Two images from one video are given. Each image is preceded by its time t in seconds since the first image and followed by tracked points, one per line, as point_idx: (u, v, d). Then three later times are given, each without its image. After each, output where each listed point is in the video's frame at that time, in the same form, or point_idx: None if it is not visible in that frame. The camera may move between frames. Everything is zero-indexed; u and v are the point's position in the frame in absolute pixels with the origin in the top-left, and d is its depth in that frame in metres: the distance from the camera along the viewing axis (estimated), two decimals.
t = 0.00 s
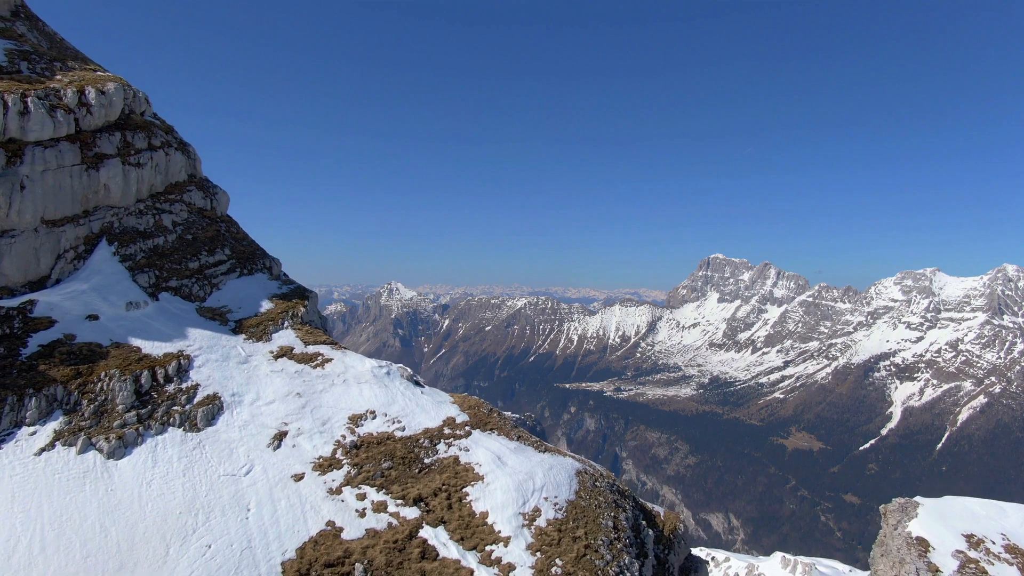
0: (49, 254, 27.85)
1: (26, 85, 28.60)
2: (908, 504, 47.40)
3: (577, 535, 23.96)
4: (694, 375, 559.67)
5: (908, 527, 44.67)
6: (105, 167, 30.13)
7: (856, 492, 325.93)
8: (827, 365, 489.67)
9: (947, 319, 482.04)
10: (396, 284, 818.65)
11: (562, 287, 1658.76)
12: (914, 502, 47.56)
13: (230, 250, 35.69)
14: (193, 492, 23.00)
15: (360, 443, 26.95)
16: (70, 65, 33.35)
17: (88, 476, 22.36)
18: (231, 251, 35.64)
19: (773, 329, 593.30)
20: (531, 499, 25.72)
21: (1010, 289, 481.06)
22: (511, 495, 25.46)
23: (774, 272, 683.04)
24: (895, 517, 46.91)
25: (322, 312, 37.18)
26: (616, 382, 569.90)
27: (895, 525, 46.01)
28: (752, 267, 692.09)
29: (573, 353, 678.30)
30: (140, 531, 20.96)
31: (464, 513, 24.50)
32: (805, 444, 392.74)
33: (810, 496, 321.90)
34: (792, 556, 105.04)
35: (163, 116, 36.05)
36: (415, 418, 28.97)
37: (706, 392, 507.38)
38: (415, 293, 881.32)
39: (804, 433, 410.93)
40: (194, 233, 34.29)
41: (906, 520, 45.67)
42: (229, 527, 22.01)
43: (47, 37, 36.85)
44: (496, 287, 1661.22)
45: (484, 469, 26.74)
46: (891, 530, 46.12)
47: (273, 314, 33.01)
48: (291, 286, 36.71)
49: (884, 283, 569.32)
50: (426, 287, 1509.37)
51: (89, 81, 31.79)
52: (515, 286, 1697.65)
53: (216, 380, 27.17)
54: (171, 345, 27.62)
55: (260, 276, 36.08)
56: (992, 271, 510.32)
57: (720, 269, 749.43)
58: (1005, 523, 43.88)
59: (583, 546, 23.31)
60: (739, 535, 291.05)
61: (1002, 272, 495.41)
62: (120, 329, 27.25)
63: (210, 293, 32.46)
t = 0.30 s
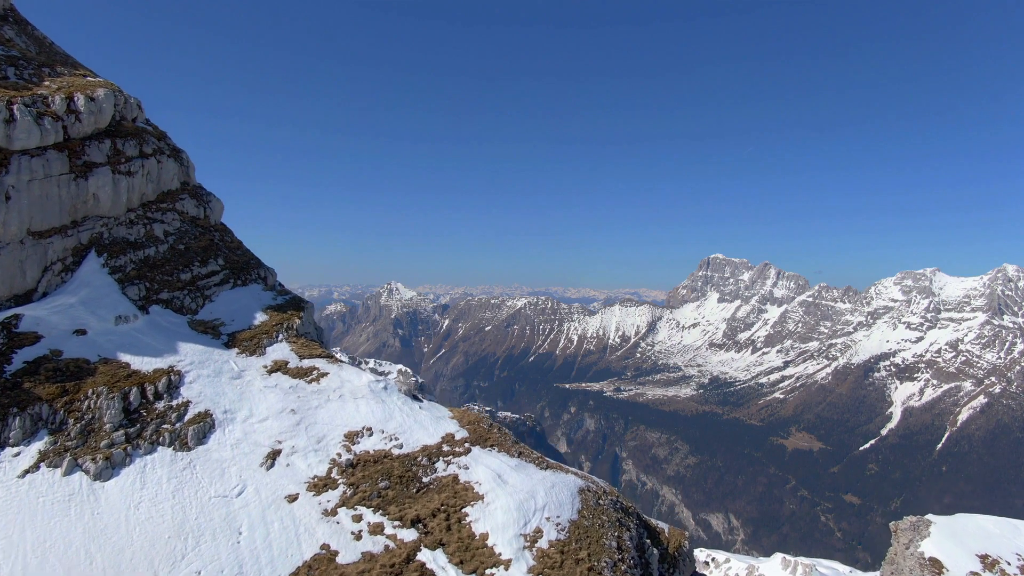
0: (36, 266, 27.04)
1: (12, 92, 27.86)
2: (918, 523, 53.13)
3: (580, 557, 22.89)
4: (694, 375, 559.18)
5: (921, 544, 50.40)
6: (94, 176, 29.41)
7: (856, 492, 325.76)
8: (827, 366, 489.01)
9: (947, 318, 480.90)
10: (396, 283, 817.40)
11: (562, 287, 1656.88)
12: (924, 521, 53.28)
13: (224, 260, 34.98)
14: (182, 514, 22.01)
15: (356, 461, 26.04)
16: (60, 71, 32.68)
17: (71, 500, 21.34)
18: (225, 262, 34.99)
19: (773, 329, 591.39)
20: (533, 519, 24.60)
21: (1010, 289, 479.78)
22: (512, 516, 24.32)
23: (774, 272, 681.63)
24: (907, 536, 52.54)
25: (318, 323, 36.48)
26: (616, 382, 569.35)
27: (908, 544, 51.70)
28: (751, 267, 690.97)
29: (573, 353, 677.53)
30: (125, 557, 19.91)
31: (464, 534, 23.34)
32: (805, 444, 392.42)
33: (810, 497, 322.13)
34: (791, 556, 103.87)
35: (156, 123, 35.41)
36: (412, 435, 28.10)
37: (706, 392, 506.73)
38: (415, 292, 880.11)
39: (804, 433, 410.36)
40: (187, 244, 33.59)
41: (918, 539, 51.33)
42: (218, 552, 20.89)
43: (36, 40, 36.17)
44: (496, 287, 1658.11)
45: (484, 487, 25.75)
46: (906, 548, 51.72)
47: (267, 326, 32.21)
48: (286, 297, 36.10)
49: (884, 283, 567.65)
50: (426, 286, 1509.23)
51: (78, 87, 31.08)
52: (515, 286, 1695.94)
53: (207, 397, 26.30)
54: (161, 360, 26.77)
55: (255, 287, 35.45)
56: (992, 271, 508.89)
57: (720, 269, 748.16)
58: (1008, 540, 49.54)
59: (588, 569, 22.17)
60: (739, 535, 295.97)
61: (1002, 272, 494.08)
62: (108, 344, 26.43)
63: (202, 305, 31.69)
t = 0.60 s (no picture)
0: (20, 281, 26.17)
1: None
2: (935, 545, 53.41)
3: None
4: (694, 375, 558.78)
5: (935, 566, 50.80)
6: (81, 187, 28.72)
7: (856, 492, 325.84)
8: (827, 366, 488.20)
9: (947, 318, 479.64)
10: (396, 283, 816.26)
11: (562, 287, 1656.86)
12: (940, 544, 53.56)
13: (216, 272, 34.19)
14: (170, 543, 20.80)
15: (352, 484, 25.02)
16: (46, 78, 32.11)
17: (53, 528, 20.23)
18: (219, 274, 34.29)
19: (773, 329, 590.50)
20: (535, 543, 23.56)
21: (1010, 289, 478.97)
22: (514, 541, 23.17)
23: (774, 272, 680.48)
24: (922, 558, 52.91)
25: (313, 336, 35.57)
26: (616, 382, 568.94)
27: (923, 565, 52.04)
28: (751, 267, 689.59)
29: (573, 353, 676.95)
30: None
31: (463, 561, 22.23)
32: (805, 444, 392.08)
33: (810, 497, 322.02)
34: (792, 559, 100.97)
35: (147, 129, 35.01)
36: (409, 455, 27.13)
37: (706, 392, 506.04)
38: (415, 292, 879.08)
39: (804, 433, 409.92)
40: (178, 255, 32.92)
41: (933, 561, 51.69)
42: None
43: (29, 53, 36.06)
44: (496, 287, 1656.90)
45: (485, 511, 24.61)
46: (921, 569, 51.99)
47: (260, 341, 31.40)
48: (279, 310, 35.16)
49: (884, 283, 566.42)
50: (426, 286, 1509.27)
51: (66, 94, 30.55)
52: (515, 286, 1696.42)
53: (198, 417, 25.36)
54: (149, 379, 25.82)
55: (248, 300, 34.65)
56: (992, 271, 507.88)
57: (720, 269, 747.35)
58: None
59: None
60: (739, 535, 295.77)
61: (1002, 272, 493.17)
62: (95, 362, 25.57)
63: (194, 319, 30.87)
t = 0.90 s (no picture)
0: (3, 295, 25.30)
1: None
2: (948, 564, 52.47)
3: None
4: (694, 376, 558.46)
5: None
6: (69, 199, 28.34)
7: (856, 492, 325.80)
8: (827, 366, 487.42)
9: (947, 318, 478.24)
10: (396, 283, 815.52)
11: (562, 287, 1658.19)
12: (954, 563, 52.53)
13: (209, 283, 33.62)
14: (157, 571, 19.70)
15: (348, 504, 24.03)
16: (36, 86, 32.04)
17: (35, 554, 19.18)
18: (212, 286, 33.78)
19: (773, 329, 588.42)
20: (537, 567, 22.40)
21: (1010, 289, 478.13)
22: (515, 564, 22.01)
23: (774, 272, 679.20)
24: None
25: (308, 349, 34.96)
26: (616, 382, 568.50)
27: None
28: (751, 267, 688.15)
29: (573, 353, 676.38)
30: None
31: None
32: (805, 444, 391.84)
33: (810, 497, 321.88)
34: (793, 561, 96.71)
35: (138, 137, 34.86)
36: (407, 475, 26.21)
37: (706, 392, 505.54)
38: (415, 293, 878.19)
39: (804, 433, 409.59)
40: (169, 268, 32.38)
41: None
42: None
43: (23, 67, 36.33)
44: (496, 287, 1655.66)
45: (485, 533, 23.47)
46: None
47: (253, 355, 30.71)
48: (274, 323, 34.58)
49: (884, 283, 564.75)
50: (426, 286, 1508.98)
51: (54, 102, 30.44)
52: (515, 286, 1696.94)
53: (188, 436, 24.48)
54: (138, 398, 24.97)
55: (241, 312, 34.01)
56: (992, 271, 506.58)
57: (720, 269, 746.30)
58: None
59: None
60: (739, 535, 295.31)
61: (1002, 272, 491.97)
62: (82, 379, 24.76)
63: (185, 334, 30.22)
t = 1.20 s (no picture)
0: None
1: None
2: None
3: None
4: (694, 376, 557.81)
5: None
6: (54, 211, 28.31)
7: (857, 492, 325.26)
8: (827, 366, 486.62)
9: (947, 319, 477.14)
10: (396, 283, 814.30)
11: (562, 287, 1658.27)
12: None
13: (200, 297, 33.20)
14: None
15: (342, 530, 22.79)
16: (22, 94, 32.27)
17: None
18: (205, 299, 33.31)
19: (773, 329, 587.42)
20: None
21: (1010, 289, 477.08)
22: None
23: (774, 272, 678.00)
24: None
25: (302, 365, 34.25)
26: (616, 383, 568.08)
27: None
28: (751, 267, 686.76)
29: (573, 353, 675.73)
30: None
31: None
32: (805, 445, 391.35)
33: (810, 498, 321.39)
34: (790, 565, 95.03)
35: (127, 145, 34.89)
36: (405, 498, 25.14)
37: (706, 392, 504.68)
38: (414, 293, 876.84)
39: (804, 433, 409.18)
40: (159, 281, 31.97)
41: None
42: None
43: (8, 78, 36.21)
44: (496, 287, 1654.13)
45: (485, 559, 22.34)
46: None
47: (245, 372, 29.90)
48: (267, 336, 33.99)
49: (884, 283, 563.41)
50: (426, 285, 1504.87)
51: (40, 111, 30.67)
52: (515, 287, 1696.79)
53: (177, 460, 23.49)
54: (125, 420, 24.12)
55: (234, 326, 33.48)
56: (992, 271, 505.32)
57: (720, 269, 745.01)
58: None
59: None
60: (739, 536, 295.24)
61: (1002, 272, 490.68)
62: (66, 401, 23.95)
63: (176, 351, 29.67)
